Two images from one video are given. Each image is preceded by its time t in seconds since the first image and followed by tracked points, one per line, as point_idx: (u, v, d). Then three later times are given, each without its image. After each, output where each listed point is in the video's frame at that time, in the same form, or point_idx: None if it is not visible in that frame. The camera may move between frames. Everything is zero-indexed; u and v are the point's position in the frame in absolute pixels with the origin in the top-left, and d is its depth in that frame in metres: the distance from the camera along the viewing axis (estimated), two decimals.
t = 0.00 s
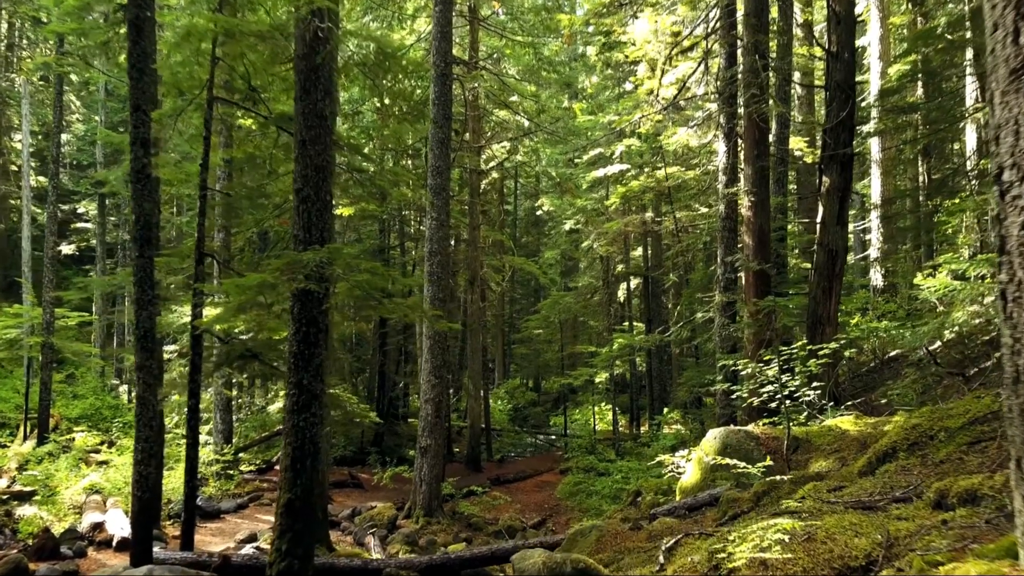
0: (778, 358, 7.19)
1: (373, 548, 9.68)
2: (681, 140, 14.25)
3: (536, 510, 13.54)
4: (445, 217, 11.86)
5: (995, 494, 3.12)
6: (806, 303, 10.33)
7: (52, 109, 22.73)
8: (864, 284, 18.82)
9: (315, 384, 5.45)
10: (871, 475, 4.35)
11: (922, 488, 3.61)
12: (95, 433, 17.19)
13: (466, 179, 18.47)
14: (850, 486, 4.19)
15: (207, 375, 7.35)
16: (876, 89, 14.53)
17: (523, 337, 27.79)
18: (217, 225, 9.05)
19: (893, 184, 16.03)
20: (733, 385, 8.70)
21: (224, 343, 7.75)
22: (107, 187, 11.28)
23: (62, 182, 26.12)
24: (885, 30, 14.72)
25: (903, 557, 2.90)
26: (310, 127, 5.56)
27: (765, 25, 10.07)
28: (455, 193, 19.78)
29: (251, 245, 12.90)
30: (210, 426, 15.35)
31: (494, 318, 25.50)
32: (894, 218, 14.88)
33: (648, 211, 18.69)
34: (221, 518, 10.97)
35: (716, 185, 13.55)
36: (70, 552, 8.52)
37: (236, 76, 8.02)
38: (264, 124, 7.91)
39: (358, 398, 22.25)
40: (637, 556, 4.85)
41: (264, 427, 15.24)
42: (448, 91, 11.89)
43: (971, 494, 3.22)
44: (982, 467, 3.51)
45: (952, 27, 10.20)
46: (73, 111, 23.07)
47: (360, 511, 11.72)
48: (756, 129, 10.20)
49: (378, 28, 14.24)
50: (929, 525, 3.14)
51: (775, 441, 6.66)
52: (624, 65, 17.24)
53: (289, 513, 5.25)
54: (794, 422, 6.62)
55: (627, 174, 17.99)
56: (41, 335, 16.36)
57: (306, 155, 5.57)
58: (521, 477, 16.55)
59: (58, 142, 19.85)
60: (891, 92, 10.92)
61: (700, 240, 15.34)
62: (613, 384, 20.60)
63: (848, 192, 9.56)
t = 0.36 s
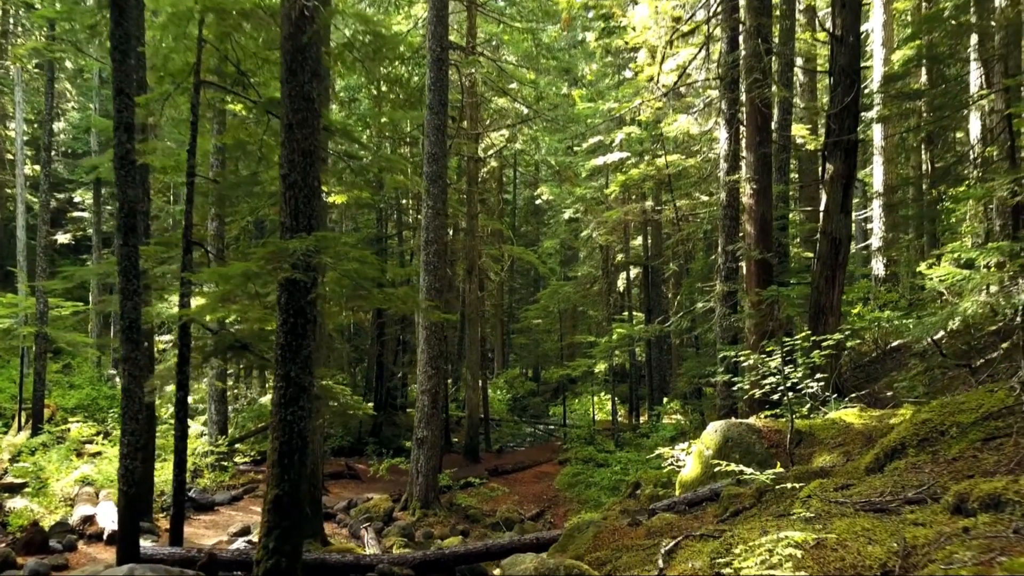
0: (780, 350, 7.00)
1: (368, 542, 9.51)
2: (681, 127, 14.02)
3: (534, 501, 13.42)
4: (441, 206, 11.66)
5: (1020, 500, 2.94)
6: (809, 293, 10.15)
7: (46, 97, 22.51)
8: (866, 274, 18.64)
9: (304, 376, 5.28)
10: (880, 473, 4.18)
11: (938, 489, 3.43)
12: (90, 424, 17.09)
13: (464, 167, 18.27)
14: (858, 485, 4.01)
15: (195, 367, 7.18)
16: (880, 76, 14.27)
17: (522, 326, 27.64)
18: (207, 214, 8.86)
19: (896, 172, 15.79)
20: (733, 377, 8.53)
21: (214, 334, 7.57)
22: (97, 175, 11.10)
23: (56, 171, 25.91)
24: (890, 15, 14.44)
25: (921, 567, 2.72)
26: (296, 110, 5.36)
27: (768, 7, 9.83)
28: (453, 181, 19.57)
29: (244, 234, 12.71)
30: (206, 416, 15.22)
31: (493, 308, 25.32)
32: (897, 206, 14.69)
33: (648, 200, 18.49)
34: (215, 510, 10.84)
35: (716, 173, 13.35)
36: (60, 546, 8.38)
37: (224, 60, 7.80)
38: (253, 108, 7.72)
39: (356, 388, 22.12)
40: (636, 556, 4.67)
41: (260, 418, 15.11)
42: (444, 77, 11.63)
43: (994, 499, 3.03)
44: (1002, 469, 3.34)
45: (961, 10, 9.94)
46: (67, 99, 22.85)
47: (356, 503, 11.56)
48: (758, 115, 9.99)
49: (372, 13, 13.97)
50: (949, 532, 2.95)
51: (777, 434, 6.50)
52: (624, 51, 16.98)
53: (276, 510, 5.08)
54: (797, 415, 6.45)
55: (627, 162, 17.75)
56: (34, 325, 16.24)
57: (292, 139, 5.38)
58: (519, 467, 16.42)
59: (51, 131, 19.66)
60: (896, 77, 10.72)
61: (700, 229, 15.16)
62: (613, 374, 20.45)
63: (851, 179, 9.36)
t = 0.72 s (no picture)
0: (783, 339, 6.79)
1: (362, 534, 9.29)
2: (682, 111, 13.75)
3: (532, 490, 13.27)
4: (436, 191, 11.42)
5: None
6: (811, 279, 9.94)
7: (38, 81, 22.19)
8: (868, 259, 18.42)
9: (289, 366, 5.07)
10: (890, 470, 3.99)
11: (958, 492, 3.23)
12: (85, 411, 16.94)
13: (462, 152, 18.02)
14: (868, 483, 3.82)
15: (181, 356, 6.97)
16: (885, 59, 13.98)
17: (521, 313, 27.45)
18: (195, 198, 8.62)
19: (900, 157, 15.54)
20: (734, 365, 8.34)
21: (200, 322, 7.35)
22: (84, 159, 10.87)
23: (50, 155, 25.61)
24: None
25: None
26: (279, 89, 5.12)
27: None
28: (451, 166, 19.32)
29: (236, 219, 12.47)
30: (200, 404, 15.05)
31: (491, 295, 25.13)
32: (900, 192, 14.46)
33: (648, 185, 18.24)
34: (207, 500, 10.68)
35: (717, 157, 13.10)
36: (46, 538, 8.19)
37: (209, 38, 7.52)
38: (240, 88, 7.47)
39: (353, 375, 21.97)
40: (634, 556, 4.48)
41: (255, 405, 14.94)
42: (439, 58, 11.34)
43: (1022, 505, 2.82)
44: None
45: None
46: (59, 82, 22.54)
47: (351, 493, 11.38)
48: (761, 97, 9.74)
49: None
50: (974, 542, 2.74)
51: (780, 425, 6.32)
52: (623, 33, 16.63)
53: (260, 505, 4.90)
54: (801, 405, 6.26)
55: (627, 147, 17.46)
56: (26, 312, 16.04)
57: (275, 118, 5.14)
58: (517, 455, 16.28)
59: (42, 115, 19.38)
60: (902, 58, 10.46)
61: (701, 215, 14.93)
62: (612, 361, 20.26)
63: (856, 163, 9.13)
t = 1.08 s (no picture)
0: (787, 327, 6.57)
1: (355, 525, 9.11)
2: (682, 94, 13.47)
3: (530, 479, 13.12)
4: (431, 175, 11.16)
5: None
6: (815, 266, 9.71)
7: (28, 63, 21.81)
8: (870, 245, 18.20)
9: (272, 356, 4.86)
10: (902, 468, 3.77)
11: (978, 496, 3.00)
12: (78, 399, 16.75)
13: (460, 137, 17.76)
14: (879, 482, 3.60)
15: (166, 346, 6.75)
16: (890, 40, 13.69)
17: (520, 299, 27.26)
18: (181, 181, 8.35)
19: (904, 141, 15.29)
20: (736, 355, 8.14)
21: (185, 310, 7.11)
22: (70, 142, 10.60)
23: (42, 140, 25.27)
24: None
25: None
26: (261, 66, 4.87)
27: None
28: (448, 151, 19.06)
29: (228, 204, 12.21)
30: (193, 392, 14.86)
31: (490, 281, 24.91)
32: (904, 178, 14.24)
33: (648, 170, 17.99)
34: (198, 490, 10.50)
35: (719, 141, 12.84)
36: (32, 530, 7.99)
37: (193, 15, 7.22)
38: (225, 68, 7.18)
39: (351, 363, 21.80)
40: (630, 557, 4.26)
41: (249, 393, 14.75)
42: (434, 38, 11.06)
43: None
44: None
45: None
46: (50, 65, 22.17)
47: (345, 483, 11.20)
48: (764, 78, 9.48)
49: None
50: (1002, 553, 2.51)
51: (783, 416, 6.12)
52: (624, 14, 16.30)
53: (242, 502, 4.70)
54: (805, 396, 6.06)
55: (627, 131, 17.17)
56: (17, 299, 15.80)
57: (256, 96, 4.89)
58: (515, 443, 16.13)
59: (32, 98, 19.04)
60: (908, 38, 10.18)
61: (701, 200, 14.68)
62: (611, 348, 20.09)
63: (862, 146, 8.88)
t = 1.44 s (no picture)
0: (790, 317, 6.38)
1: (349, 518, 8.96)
2: (683, 79, 13.20)
3: (527, 469, 12.97)
4: (426, 161, 10.91)
5: None
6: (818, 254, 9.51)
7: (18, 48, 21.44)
8: (872, 233, 17.99)
9: (255, 348, 4.67)
10: (914, 468, 3.59)
11: (999, 502, 2.81)
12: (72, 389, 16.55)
13: (457, 123, 17.50)
14: (890, 484, 3.42)
15: (151, 338, 6.54)
16: (895, 23, 13.42)
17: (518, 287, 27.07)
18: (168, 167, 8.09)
19: (907, 127, 15.04)
20: (738, 345, 7.95)
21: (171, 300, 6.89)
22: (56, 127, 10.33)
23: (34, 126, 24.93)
24: None
25: None
26: (242, 45, 4.64)
27: None
28: (445, 138, 18.80)
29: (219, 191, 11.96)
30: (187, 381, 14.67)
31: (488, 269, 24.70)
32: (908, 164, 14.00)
33: (648, 157, 17.73)
34: (190, 482, 10.34)
35: (720, 126, 12.58)
36: (18, 524, 7.84)
37: None
38: (212, 49, 6.91)
39: (348, 352, 21.64)
40: (627, 558, 4.09)
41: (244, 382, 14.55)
42: (428, 21, 10.79)
43: None
44: None
45: None
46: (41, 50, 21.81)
47: (339, 474, 11.04)
48: (767, 61, 9.24)
49: None
50: None
51: (786, 409, 5.94)
52: None
53: (225, 500, 4.52)
54: (809, 389, 5.89)
55: (626, 116, 16.91)
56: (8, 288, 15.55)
57: (237, 77, 4.67)
58: (513, 433, 15.98)
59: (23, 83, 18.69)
60: (915, 21, 9.93)
61: (702, 187, 14.45)
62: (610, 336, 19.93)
63: (867, 131, 8.67)
